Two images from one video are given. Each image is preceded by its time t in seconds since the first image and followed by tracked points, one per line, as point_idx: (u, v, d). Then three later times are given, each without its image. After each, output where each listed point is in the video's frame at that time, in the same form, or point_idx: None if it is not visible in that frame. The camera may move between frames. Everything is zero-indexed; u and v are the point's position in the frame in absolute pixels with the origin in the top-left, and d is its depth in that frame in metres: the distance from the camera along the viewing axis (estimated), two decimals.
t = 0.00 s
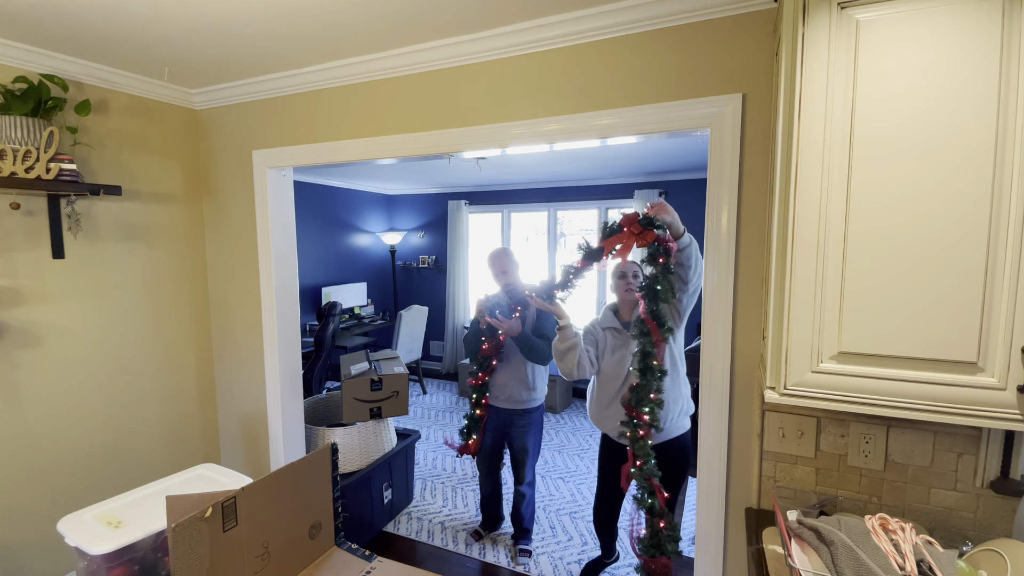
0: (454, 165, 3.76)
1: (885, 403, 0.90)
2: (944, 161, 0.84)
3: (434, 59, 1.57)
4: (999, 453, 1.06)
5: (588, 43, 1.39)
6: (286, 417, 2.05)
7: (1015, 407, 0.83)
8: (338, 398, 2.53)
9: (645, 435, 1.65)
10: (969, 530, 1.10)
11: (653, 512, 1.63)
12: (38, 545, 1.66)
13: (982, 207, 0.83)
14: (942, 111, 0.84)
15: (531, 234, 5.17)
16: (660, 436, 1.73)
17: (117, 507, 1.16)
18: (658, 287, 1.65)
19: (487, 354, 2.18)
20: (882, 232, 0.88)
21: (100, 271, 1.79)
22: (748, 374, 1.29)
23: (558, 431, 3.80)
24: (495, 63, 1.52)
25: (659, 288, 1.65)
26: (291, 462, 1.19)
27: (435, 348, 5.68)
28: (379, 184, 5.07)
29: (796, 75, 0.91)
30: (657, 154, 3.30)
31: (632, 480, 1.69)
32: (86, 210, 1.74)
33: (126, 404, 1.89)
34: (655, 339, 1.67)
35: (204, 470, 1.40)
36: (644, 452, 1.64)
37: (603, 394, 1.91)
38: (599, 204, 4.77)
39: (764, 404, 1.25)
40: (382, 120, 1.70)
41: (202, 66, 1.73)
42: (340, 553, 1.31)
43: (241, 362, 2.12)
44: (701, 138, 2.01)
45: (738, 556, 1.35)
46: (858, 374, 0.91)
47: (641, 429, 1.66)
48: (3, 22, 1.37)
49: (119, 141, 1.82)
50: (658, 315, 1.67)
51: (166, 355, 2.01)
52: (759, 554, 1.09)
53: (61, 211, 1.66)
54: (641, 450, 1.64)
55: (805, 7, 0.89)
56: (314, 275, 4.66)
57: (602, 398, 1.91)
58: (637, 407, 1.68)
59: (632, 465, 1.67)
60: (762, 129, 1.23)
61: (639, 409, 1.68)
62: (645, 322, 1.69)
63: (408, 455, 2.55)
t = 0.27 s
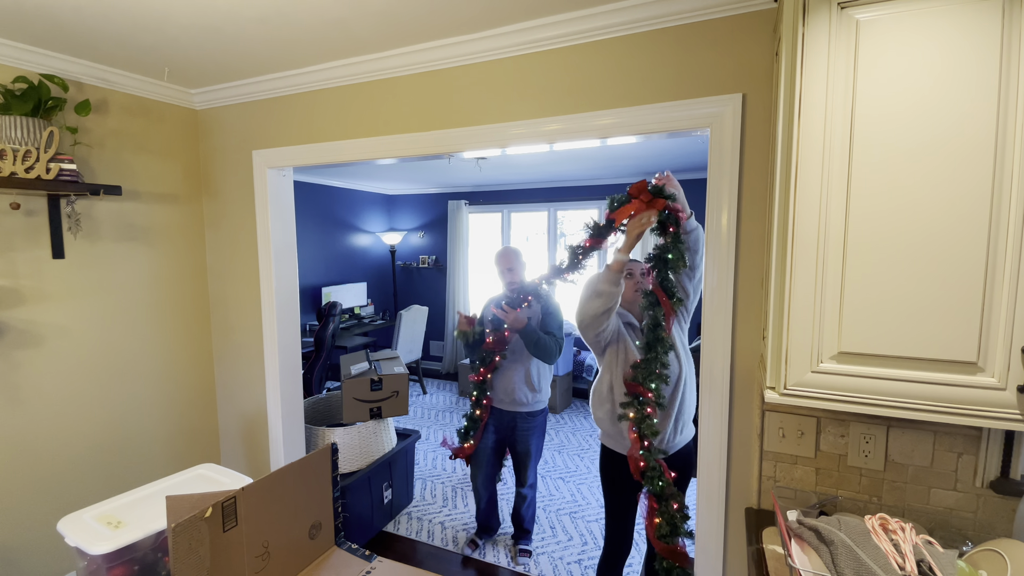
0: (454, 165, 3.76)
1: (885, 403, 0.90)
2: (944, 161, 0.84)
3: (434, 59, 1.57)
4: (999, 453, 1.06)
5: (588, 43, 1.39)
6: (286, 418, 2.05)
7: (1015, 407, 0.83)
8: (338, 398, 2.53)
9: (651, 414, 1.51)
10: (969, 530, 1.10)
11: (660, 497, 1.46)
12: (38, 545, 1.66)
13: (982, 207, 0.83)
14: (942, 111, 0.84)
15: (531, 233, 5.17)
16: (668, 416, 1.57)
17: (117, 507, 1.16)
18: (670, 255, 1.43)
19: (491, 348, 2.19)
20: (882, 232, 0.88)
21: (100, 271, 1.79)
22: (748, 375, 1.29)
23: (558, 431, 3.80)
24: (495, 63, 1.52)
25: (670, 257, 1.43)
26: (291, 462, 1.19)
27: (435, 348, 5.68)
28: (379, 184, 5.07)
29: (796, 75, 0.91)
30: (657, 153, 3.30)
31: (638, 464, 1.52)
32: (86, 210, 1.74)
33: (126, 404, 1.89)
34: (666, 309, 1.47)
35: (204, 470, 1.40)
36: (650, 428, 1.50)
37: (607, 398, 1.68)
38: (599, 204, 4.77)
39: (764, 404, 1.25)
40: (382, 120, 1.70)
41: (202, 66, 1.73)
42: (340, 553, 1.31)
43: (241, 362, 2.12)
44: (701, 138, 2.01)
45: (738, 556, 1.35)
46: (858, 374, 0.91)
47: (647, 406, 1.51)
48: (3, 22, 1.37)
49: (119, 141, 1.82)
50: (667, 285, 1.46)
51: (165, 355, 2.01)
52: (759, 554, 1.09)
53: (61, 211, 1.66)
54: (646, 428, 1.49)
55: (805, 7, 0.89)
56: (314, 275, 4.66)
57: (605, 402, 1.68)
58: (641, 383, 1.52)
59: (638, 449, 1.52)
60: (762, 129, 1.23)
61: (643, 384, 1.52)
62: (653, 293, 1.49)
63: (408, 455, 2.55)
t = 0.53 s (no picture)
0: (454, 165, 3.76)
1: (886, 403, 0.90)
2: (944, 161, 0.84)
3: (434, 59, 1.57)
4: (999, 453, 1.06)
5: (588, 43, 1.39)
6: (286, 417, 2.05)
7: (1015, 407, 0.83)
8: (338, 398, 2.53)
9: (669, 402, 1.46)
10: (968, 530, 1.10)
11: (676, 480, 1.45)
12: (38, 545, 1.66)
13: (983, 207, 0.83)
14: (941, 111, 0.84)
15: (531, 233, 5.17)
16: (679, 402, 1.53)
17: (117, 507, 1.16)
18: (681, 245, 1.42)
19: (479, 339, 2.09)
20: (883, 232, 0.88)
21: (99, 271, 1.78)
22: (748, 375, 1.29)
23: (558, 431, 3.81)
24: (495, 63, 1.52)
25: (681, 244, 1.42)
26: (291, 462, 1.19)
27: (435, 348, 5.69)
28: (379, 184, 5.07)
29: (796, 75, 0.91)
30: (657, 153, 3.30)
31: (653, 451, 1.47)
32: (86, 210, 1.74)
33: (125, 404, 1.89)
34: (678, 301, 1.46)
35: (204, 470, 1.40)
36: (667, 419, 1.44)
37: (614, 399, 1.56)
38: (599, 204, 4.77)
39: (764, 404, 1.25)
40: (382, 120, 1.70)
41: (202, 66, 1.73)
42: (340, 553, 1.31)
43: (241, 362, 2.12)
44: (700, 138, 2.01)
45: (738, 556, 1.35)
46: (858, 374, 0.91)
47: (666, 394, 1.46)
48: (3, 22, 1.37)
49: (119, 141, 1.82)
50: (678, 274, 1.44)
51: (165, 355, 2.01)
52: (760, 553, 1.09)
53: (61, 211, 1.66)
54: (664, 417, 1.44)
55: (805, 7, 0.89)
56: (314, 275, 4.66)
57: (612, 404, 1.56)
58: (657, 374, 1.46)
59: (656, 438, 1.46)
60: (762, 129, 1.23)
61: (658, 374, 1.46)
62: (662, 282, 1.48)
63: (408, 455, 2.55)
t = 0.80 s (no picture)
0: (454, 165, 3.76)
1: (886, 403, 0.90)
2: (944, 161, 0.84)
3: (434, 59, 1.57)
4: (999, 453, 1.06)
5: (588, 43, 1.39)
6: (286, 417, 2.04)
7: (1015, 407, 0.83)
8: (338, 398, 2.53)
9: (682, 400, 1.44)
10: (968, 530, 1.10)
11: (681, 479, 1.43)
12: (37, 544, 1.66)
13: (983, 207, 0.83)
14: (942, 111, 0.84)
15: (531, 233, 5.17)
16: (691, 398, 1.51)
17: (117, 507, 1.16)
18: (697, 236, 1.37)
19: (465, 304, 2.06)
20: (882, 233, 0.88)
21: (99, 271, 1.78)
22: (748, 375, 1.29)
23: (558, 431, 3.81)
24: (495, 63, 1.52)
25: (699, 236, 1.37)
26: (291, 462, 1.19)
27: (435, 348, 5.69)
28: (379, 184, 5.07)
29: (796, 75, 0.91)
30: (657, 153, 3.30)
31: (662, 447, 1.47)
32: (86, 210, 1.74)
33: (125, 404, 1.89)
34: (691, 293, 1.42)
35: (204, 470, 1.40)
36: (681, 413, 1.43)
37: (629, 395, 1.55)
38: (599, 204, 4.77)
39: (764, 404, 1.25)
40: (382, 120, 1.70)
41: (202, 66, 1.73)
42: (340, 553, 1.31)
43: (241, 362, 2.12)
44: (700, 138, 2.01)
45: (738, 556, 1.35)
46: (858, 374, 0.91)
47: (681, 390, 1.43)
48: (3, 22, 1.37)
49: (119, 141, 1.82)
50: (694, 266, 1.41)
51: (165, 355, 2.01)
52: (760, 553, 1.09)
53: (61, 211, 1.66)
54: (676, 414, 1.42)
55: (805, 7, 0.89)
56: (314, 275, 4.66)
57: (627, 400, 1.55)
58: (671, 369, 1.44)
59: (667, 434, 1.46)
60: (762, 129, 1.23)
61: (673, 370, 1.44)
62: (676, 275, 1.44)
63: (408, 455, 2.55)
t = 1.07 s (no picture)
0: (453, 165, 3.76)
1: (886, 403, 0.90)
2: (944, 161, 0.84)
3: (434, 59, 1.57)
4: (999, 453, 1.06)
5: (588, 43, 1.39)
6: (286, 417, 2.04)
7: (1015, 407, 0.83)
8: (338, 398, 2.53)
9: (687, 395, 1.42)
10: (968, 530, 1.10)
11: (683, 476, 1.39)
12: (37, 544, 1.66)
13: (983, 207, 0.83)
14: (942, 111, 0.84)
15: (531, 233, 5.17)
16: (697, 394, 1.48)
17: (117, 507, 1.16)
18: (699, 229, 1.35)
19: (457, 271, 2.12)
20: (882, 232, 0.88)
21: (99, 271, 1.78)
22: (748, 375, 1.29)
23: (558, 431, 3.81)
24: (495, 63, 1.52)
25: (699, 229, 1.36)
26: (291, 463, 1.19)
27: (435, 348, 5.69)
28: (379, 184, 5.07)
29: (796, 75, 0.91)
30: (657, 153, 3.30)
31: (666, 443, 1.41)
32: (86, 210, 1.74)
33: (125, 404, 1.88)
34: (694, 285, 1.39)
35: (204, 470, 1.40)
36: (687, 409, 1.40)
37: (636, 394, 1.55)
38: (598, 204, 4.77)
39: (764, 404, 1.25)
40: (382, 120, 1.71)
41: (202, 65, 1.73)
42: (340, 553, 1.31)
43: (241, 362, 2.12)
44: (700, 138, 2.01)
45: (738, 556, 1.35)
46: (858, 374, 0.91)
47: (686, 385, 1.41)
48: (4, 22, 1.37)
49: (119, 141, 1.82)
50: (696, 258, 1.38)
51: (165, 355, 2.01)
52: (760, 554, 1.09)
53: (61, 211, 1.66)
54: (681, 409, 1.40)
55: (805, 7, 0.89)
56: (314, 275, 4.66)
57: (634, 399, 1.56)
58: (675, 363, 1.42)
59: (670, 430, 1.42)
60: (762, 129, 1.23)
61: (677, 364, 1.42)
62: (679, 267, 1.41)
63: (408, 455, 2.55)
